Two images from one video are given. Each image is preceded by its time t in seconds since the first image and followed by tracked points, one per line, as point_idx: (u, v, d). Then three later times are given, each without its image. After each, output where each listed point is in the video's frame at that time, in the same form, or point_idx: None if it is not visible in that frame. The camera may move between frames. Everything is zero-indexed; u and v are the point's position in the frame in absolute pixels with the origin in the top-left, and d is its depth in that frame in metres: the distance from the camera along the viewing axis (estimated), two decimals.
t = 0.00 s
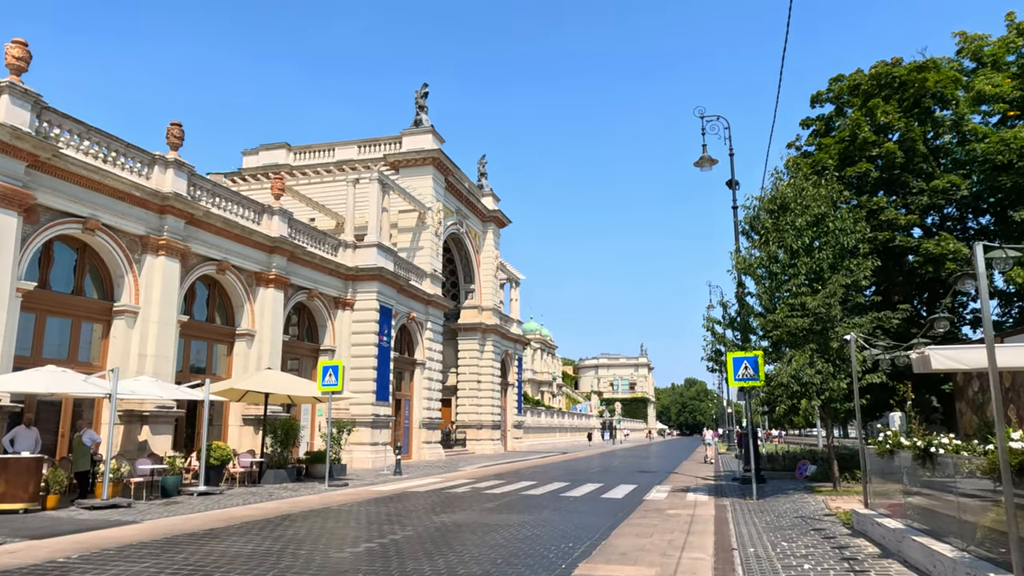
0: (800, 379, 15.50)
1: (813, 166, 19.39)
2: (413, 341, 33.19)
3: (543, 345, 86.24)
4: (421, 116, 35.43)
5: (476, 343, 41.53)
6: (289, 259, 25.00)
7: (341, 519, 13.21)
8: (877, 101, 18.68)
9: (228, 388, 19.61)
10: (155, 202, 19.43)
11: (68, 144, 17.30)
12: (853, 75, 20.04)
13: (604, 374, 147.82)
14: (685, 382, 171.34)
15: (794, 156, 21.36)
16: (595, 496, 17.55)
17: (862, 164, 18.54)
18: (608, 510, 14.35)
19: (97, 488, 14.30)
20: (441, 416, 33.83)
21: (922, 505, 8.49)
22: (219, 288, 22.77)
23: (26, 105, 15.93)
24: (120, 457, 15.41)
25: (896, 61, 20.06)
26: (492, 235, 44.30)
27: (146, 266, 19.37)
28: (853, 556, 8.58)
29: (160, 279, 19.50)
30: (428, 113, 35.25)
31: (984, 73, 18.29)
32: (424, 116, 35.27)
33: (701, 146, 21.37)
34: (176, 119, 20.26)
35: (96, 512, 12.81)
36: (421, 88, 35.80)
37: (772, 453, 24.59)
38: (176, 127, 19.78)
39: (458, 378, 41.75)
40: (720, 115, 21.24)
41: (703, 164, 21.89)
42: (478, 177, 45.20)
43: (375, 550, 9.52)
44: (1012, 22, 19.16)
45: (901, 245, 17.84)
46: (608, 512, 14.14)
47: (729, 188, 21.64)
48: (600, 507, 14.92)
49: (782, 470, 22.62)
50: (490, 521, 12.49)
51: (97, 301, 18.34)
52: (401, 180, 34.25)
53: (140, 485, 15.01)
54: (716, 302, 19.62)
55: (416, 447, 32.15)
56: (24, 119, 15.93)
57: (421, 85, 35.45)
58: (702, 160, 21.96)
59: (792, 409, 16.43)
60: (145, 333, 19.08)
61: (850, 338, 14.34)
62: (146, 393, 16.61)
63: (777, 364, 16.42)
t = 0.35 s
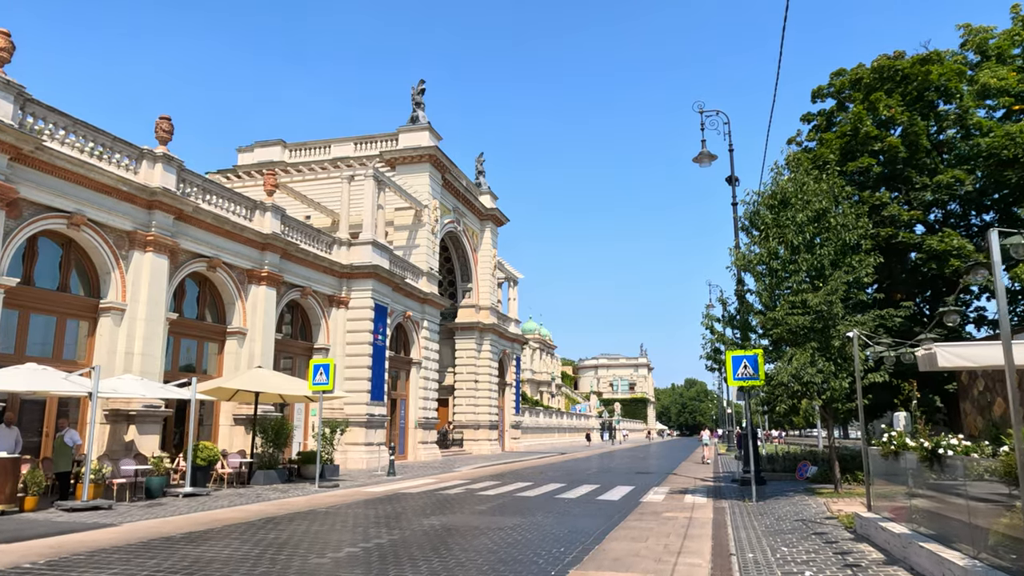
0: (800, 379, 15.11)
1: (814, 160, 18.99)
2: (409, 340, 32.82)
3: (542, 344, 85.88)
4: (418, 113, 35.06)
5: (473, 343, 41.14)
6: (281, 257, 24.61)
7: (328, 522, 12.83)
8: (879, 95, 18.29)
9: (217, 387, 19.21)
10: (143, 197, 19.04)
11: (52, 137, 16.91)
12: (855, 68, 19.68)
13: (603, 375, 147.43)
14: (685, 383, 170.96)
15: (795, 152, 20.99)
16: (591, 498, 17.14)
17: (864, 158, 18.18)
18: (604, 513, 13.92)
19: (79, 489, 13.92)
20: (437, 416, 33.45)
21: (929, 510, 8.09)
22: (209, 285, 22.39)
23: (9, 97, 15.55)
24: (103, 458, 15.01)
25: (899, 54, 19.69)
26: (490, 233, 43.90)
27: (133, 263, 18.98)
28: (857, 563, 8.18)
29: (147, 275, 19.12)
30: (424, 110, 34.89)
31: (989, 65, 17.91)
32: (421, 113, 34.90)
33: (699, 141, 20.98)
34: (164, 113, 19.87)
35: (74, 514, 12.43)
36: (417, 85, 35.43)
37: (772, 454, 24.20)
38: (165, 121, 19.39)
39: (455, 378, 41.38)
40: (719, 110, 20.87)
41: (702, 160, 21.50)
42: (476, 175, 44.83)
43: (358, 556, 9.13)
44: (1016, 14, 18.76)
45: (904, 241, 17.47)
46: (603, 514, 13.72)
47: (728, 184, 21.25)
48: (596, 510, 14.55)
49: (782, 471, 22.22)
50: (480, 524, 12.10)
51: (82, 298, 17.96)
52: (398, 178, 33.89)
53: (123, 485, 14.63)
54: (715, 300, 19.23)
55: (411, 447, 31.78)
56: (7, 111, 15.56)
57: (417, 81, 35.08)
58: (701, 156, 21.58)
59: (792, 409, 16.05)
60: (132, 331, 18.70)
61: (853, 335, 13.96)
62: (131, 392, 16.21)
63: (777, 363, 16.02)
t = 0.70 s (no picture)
0: (803, 376, 14.74)
1: (816, 153, 18.63)
2: (406, 338, 32.46)
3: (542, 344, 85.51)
4: (415, 109, 34.72)
5: (472, 341, 40.76)
6: (275, 253, 24.25)
7: (318, 523, 12.49)
8: (883, 87, 17.93)
9: (208, 385, 18.85)
10: (132, 192, 18.68)
11: (38, 129, 16.54)
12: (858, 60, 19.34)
13: (604, 374, 146.98)
14: (685, 383, 170.54)
15: (797, 146, 20.62)
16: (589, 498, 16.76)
17: (868, 151, 17.83)
18: (602, 514, 13.54)
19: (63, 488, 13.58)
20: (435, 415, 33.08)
21: (940, 512, 7.72)
22: (202, 282, 22.03)
23: None
24: (88, 457, 14.64)
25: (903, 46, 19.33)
26: (489, 230, 43.51)
27: (123, 259, 18.61)
28: (864, 567, 7.81)
29: (137, 271, 18.75)
30: (422, 106, 34.54)
31: (996, 55, 17.54)
32: (418, 109, 34.56)
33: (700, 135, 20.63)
34: (154, 106, 19.51)
35: (56, 516, 12.07)
36: (415, 81, 35.09)
37: (774, 454, 23.82)
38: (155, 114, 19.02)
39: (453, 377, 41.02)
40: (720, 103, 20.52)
41: (702, 154, 21.15)
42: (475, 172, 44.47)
43: (344, 559, 8.77)
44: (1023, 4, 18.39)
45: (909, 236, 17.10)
46: (600, 516, 13.35)
47: (729, 179, 20.89)
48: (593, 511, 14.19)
49: (784, 471, 21.85)
50: (475, 526, 11.74)
51: (70, 294, 17.61)
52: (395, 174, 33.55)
53: (108, 485, 14.28)
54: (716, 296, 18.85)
55: (408, 447, 31.42)
56: None
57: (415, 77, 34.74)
58: (701, 150, 21.22)
59: (795, 407, 15.68)
60: (122, 328, 18.34)
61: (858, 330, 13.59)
62: (118, 389, 15.84)
63: (779, 360, 15.66)
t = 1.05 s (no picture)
0: (808, 374, 14.35)
1: (821, 146, 18.22)
2: (404, 336, 32.07)
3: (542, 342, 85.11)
4: (413, 104, 34.32)
5: (471, 340, 40.38)
6: (270, 250, 23.87)
7: (309, 526, 12.11)
8: (890, 78, 17.52)
9: (200, 384, 18.48)
10: (122, 187, 18.30)
11: (24, 122, 16.16)
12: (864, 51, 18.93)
13: (605, 372, 146.57)
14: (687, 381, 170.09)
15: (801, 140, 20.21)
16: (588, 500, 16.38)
17: (874, 144, 17.44)
18: (601, 516, 13.16)
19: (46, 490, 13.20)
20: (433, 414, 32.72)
21: (954, 519, 7.32)
22: (194, 279, 21.65)
23: None
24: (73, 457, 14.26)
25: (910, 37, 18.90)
26: (488, 227, 43.10)
27: (112, 255, 18.24)
28: None
29: (127, 268, 18.38)
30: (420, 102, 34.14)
31: (1006, 45, 17.12)
32: (416, 105, 34.16)
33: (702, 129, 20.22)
34: (144, 100, 19.12)
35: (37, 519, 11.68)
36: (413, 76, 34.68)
37: (777, 453, 23.42)
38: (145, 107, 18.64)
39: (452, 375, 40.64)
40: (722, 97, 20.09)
41: (704, 148, 20.74)
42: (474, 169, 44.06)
43: (330, 567, 8.37)
44: None
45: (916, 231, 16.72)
46: (599, 518, 12.97)
47: (732, 173, 20.49)
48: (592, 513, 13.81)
49: (787, 471, 21.44)
50: (469, 530, 11.36)
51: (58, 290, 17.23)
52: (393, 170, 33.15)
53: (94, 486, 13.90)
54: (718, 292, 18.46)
55: (406, 446, 31.06)
56: None
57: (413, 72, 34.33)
58: (703, 144, 20.82)
59: (799, 406, 15.30)
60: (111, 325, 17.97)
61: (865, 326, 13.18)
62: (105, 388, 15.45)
63: (782, 358, 15.26)
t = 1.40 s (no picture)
0: (811, 371, 13.94)
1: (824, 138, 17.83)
2: (401, 334, 31.69)
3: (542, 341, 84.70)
4: (410, 99, 33.93)
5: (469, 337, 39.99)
6: (263, 245, 23.50)
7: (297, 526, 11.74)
8: (894, 69, 17.12)
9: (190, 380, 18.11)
10: (110, 180, 17.94)
11: (9, 113, 15.80)
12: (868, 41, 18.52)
13: (606, 372, 146.13)
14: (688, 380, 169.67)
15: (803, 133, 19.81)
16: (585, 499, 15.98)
17: (878, 135, 17.06)
18: (598, 517, 12.78)
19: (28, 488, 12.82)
20: (430, 412, 32.33)
21: (967, 520, 6.94)
22: (186, 274, 21.30)
23: None
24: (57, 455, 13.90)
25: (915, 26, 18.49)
26: (487, 225, 42.71)
27: (100, 248, 17.87)
28: None
29: (115, 262, 18.01)
30: (417, 97, 33.75)
31: (1014, 34, 16.70)
32: (413, 100, 33.77)
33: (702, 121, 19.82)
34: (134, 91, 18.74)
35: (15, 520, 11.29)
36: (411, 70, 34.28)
37: (778, 453, 23.02)
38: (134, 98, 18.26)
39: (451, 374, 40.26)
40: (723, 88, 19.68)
41: (704, 141, 20.35)
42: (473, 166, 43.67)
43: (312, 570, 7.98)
44: None
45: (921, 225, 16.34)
46: (596, 518, 12.58)
47: (732, 167, 20.09)
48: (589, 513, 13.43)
49: (789, 470, 21.04)
50: (461, 531, 10.98)
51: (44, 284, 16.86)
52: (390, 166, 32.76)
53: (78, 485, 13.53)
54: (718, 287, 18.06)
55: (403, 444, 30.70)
56: None
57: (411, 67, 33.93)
58: (704, 137, 20.43)
59: (801, 404, 14.92)
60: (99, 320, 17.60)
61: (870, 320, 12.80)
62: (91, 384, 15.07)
63: (784, 354, 14.87)
